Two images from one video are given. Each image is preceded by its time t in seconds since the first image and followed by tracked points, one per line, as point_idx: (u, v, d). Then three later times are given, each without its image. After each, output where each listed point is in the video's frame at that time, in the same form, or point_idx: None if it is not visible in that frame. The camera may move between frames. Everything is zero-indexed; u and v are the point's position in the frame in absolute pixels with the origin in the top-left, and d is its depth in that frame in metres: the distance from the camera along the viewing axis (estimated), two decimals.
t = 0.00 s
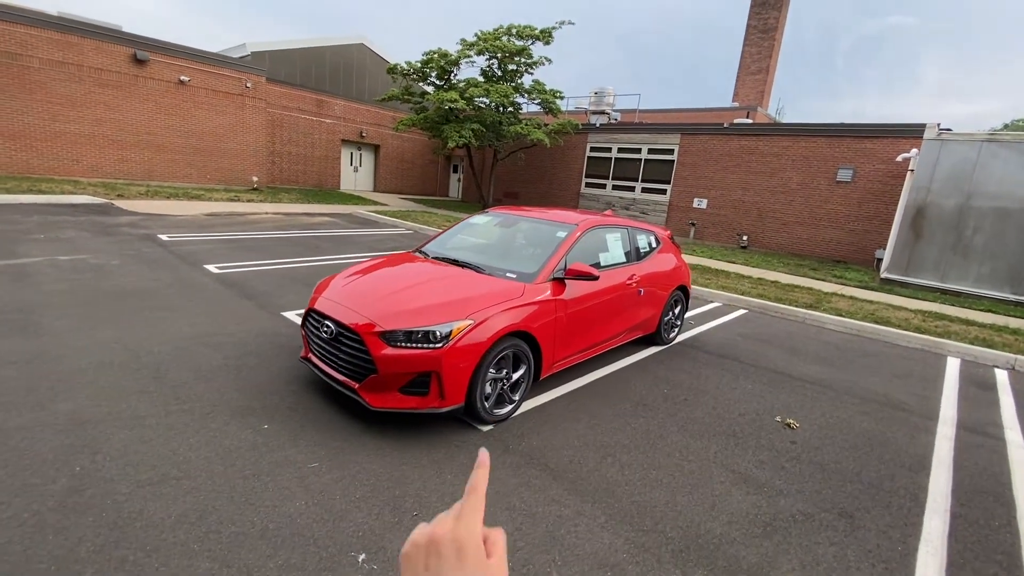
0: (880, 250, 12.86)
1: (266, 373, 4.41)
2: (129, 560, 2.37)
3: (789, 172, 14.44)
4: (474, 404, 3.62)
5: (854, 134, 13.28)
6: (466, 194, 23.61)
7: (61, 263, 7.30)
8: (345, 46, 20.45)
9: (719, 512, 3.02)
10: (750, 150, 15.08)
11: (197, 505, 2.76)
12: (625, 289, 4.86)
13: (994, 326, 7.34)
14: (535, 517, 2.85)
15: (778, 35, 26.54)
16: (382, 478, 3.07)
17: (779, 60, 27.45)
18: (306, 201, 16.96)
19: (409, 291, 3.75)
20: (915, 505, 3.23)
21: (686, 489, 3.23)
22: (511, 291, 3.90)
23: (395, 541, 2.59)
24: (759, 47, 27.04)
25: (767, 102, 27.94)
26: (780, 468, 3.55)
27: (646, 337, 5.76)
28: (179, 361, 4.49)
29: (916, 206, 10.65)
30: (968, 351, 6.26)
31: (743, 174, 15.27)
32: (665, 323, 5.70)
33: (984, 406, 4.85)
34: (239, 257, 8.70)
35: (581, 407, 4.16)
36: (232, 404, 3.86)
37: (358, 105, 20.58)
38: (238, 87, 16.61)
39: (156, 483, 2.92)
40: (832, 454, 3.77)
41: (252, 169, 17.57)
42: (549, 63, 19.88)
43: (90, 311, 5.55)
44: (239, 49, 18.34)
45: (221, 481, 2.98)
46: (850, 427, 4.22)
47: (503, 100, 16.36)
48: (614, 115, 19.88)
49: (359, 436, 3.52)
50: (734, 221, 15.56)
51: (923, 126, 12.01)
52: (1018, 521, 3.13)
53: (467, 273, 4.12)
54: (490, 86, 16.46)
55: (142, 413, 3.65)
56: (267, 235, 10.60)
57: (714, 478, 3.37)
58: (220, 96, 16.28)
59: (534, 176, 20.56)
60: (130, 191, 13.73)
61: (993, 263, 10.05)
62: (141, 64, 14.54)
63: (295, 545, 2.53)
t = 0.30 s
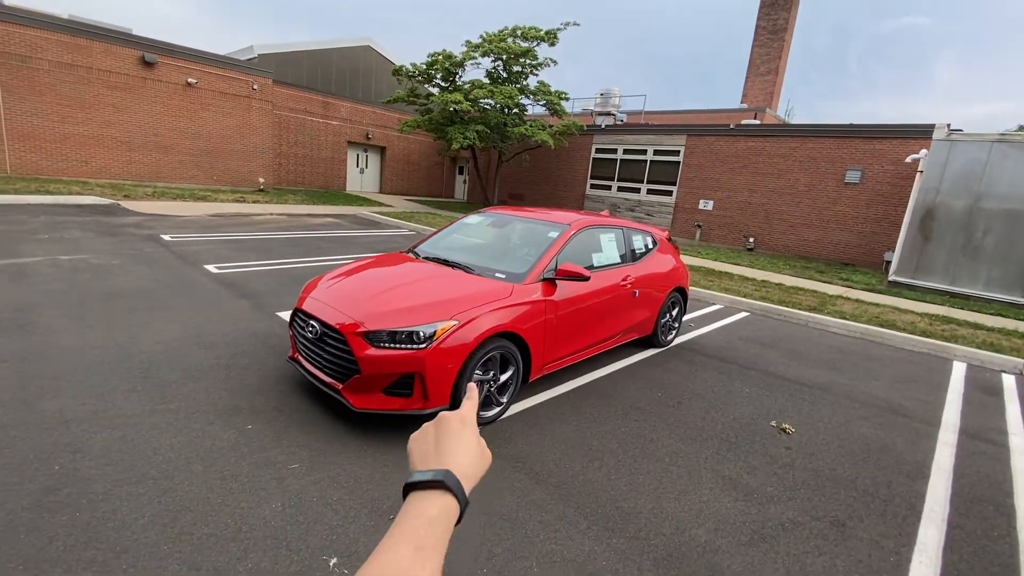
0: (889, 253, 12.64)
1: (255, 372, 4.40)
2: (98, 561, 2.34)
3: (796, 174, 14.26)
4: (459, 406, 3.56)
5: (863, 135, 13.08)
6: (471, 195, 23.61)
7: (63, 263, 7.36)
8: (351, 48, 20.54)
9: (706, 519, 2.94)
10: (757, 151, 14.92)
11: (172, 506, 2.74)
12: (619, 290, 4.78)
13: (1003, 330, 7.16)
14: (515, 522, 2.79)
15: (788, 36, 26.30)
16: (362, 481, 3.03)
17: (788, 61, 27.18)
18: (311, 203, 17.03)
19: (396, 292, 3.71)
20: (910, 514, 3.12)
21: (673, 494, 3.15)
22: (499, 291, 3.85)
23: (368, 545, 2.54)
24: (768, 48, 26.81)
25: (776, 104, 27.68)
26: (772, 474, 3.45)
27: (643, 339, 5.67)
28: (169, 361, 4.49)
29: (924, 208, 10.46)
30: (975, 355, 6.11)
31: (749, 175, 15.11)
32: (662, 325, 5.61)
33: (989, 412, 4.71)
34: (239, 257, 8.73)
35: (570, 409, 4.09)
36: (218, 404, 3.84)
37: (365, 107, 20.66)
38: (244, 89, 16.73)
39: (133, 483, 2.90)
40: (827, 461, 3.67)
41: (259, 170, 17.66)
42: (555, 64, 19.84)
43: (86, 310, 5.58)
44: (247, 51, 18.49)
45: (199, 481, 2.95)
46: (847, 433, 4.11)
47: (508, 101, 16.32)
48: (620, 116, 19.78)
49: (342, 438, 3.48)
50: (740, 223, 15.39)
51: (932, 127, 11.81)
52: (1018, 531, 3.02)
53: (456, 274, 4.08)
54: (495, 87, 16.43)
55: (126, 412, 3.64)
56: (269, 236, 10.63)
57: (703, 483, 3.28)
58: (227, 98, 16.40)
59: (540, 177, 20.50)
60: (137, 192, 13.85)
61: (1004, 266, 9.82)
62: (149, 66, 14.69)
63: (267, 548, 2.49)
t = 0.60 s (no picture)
0: (899, 255, 12.40)
1: (241, 372, 4.39)
2: (62, 562, 2.33)
3: (805, 175, 14.06)
4: (440, 409, 3.51)
5: (872, 136, 12.86)
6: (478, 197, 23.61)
7: (66, 263, 7.46)
8: (358, 50, 20.67)
9: (686, 527, 2.86)
10: (764, 152, 14.74)
11: (143, 507, 2.72)
12: (610, 292, 4.71)
13: (1012, 335, 6.96)
14: (488, 528, 2.74)
15: (799, 36, 25.99)
16: (336, 484, 2.99)
17: (800, 61, 26.85)
18: (317, 204, 17.14)
19: (378, 293, 3.68)
20: (900, 525, 3.02)
21: (654, 501, 3.08)
22: (483, 293, 3.80)
23: (336, 549, 2.51)
24: (778, 48, 26.52)
25: (788, 104, 27.33)
26: (759, 481, 3.36)
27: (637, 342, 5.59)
28: (158, 361, 4.50)
29: (934, 209, 10.25)
30: (981, 361, 5.94)
31: (757, 176, 14.93)
32: (657, 328, 5.52)
33: (992, 420, 4.56)
34: (240, 258, 8.78)
35: (557, 413, 4.03)
36: (201, 404, 3.84)
37: (372, 109, 20.77)
38: (252, 92, 16.89)
39: (107, 483, 2.89)
40: (817, 468, 3.57)
41: (267, 172, 17.82)
42: (561, 65, 19.80)
43: (82, 310, 5.64)
44: (256, 55, 18.69)
45: (173, 482, 2.94)
46: (842, 440, 4.00)
47: (513, 102, 16.29)
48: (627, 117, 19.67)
49: (322, 440, 3.45)
50: (747, 225, 15.20)
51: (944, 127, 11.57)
52: (1013, 545, 2.90)
53: (442, 275, 4.03)
54: (501, 89, 16.42)
55: (110, 412, 3.65)
56: (272, 237, 10.70)
57: (686, 490, 3.20)
58: (235, 101, 16.57)
59: (546, 179, 20.44)
60: (145, 193, 14.04)
61: (1016, 269, 9.56)
62: (158, 69, 14.91)
63: (233, 550, 2.47)
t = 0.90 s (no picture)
0: (913, 257, 12.12)
1: (235, 372, 4.40)
2: (37, 561, 2.33)
3: (816, 175, 13.82)
4: (426, 411, 3.48)
5: (886, 135, 12.61)
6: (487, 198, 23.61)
7: (74, 263, 7.58)
8: (368, 53, 20.80)
9: (672, 535, 2.79)
10: (775, 152, 14.54)
11: (123, 506, 2.72)
12: (605, 293, 4.64)
13: None
14: (468, 532, 2.69)
15: (813, 35, 25.61)
16: (318, 486, 2.97)
17: (814, 60, 26.46)
18: (326, 205, 17.25)
19: (368, 294, 3.66)
20: (898, 536, 2.91)
21: (641, 507, 3.00)
22: (473, 293, 3.75)
23: (311, 553, 2.48)
24: (792, 47, 26.16)
25: (801, 104, 26.93)
26: (751, 488, 3.27)
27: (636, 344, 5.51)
28: (154, 360, 4.53)
29: (949, 210, 10.00)
30: (994, 365, 5.75)
31: (767, 176, 14.72)
32: (656, 330, 5.44)
33: (1003, 427, 4.40)
34: (245, 259, 8.85)
35: (548, 417, 3.97)
36: (192, 404, 3.84)
37: (381, 111, 20.88)
38: (263, 94, 17.06)
39: (91, 481, 2.89)
40: (814, 476, 3.46)
41: (277, 174, 17.98)
42: (569, 66, 19.73)
43: (85, 310, 5.71)
44: (266, 57, 18.90)
45: (156, 481, 2.94)
46: (841, 446, 3.89)
47: (520, 103, 16.25)
48: (636, 118, 19.53)
49: (308, 441, 3.43)
50: (758, 226, 14.98)
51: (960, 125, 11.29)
52: (1016, 558, 2.78)
53: (433, 277, 4.01)
54: (508, 89, 16.40)
55: (101, 410, 3.67)
56: (278, 238, 10.78)
57: (674, 497, 3.12)
58: (246, 103, 16.76)
59: (554, 180, 20.38)
60: (157, 195, 14.24)
61: None
62: (171, 73, 15.14)
63: (208, 552, 2.45)
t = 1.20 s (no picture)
0: (932, 258, 11.79)
1: (229, 371, 4.37)
2: (11, 561, 2.29)
3: (831, 174, 13.52)
4: (416, 412, 3.40)
5: (904, 132, 12.30)
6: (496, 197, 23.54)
7: (81, 260, 7.64)
8: (378, 52, 20.85)
9: (664, 546, 2.67)
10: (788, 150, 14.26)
11: (103, 506, 2.68)
12: (605, 293, 4.53)
13: None
14: (451, 539, 2.60)
15: (830, 32, 25.13)
16: (302, 489, 2.90)
17: (830, 57, 25.98)
18: (336, 205, 17.32)
19: (358, 293, 3.59)
20: (905, 551, 2.76)
21: (634, 516, 2.89)
22: (466, 292, 3.66)
23: (289, 559, 2.41)
24: (808, 45, 25.71)
25: (817, 102, 26.47)
26: (752, 498, 3.13)
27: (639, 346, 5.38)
28: (150, 358, 4.52)
29: (968, 209, 9.70)
30: (1014, 371, 5.53)
31: (780, 175, 14.45)
32: (659, 332, 5.31)
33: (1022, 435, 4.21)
34: (250, 257, 8.88)
35: (544, 420, 3.87)
36: (184, 403, 3.80)
37: (392, 110, 20.92)
38: (274, 94, 17.17)
39: (74, 481, 2.85)
40: (819, 485, 3.31)
41: (287, 173, 18.09)
42: (579, 64, 19.58)
43: (88, 307, 5.73)
44: (278, 58, 19.03)
45: (139, 482, 2.89)
46: (849, 454, 3.73)
47: (530, 102, 16.15)
48: (647, 116, 19.32)
49: (296, 442, 3.37)
50: (770, 225, 14.70)
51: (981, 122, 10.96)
52: None
53: (426, 276, 3.93)
54: (517, 88, 16.31)
55: (92, 408, 3.65)
56: (284, 236, 10.81)
57: (670, 505, 3.00)
58: (257, 103, 16.89)
59: (564, 179, 20.24)
60: (169, 193, 14.38)
61: None
62: (184, 73, 15.29)
63: (183, 556, 2.39)
